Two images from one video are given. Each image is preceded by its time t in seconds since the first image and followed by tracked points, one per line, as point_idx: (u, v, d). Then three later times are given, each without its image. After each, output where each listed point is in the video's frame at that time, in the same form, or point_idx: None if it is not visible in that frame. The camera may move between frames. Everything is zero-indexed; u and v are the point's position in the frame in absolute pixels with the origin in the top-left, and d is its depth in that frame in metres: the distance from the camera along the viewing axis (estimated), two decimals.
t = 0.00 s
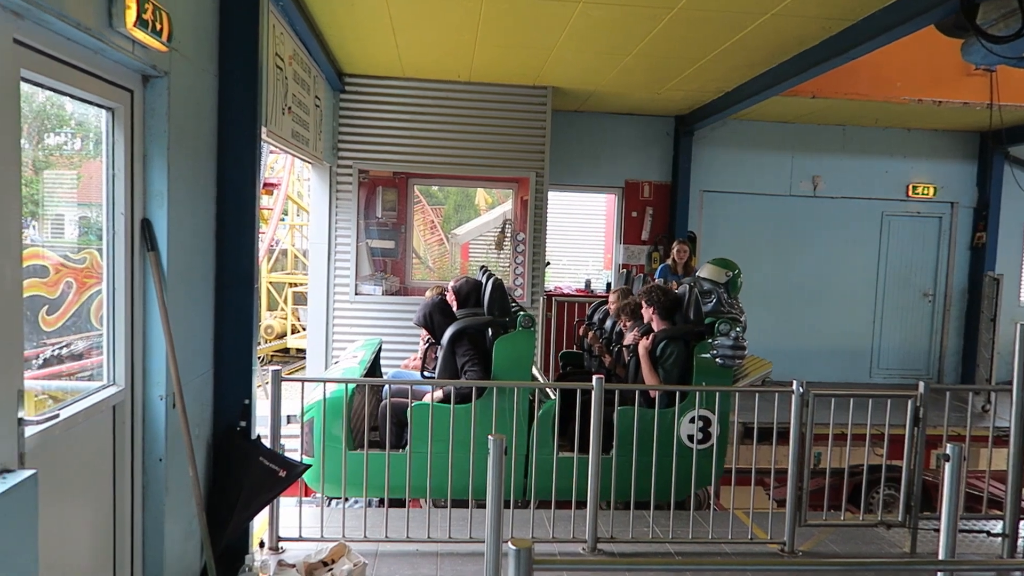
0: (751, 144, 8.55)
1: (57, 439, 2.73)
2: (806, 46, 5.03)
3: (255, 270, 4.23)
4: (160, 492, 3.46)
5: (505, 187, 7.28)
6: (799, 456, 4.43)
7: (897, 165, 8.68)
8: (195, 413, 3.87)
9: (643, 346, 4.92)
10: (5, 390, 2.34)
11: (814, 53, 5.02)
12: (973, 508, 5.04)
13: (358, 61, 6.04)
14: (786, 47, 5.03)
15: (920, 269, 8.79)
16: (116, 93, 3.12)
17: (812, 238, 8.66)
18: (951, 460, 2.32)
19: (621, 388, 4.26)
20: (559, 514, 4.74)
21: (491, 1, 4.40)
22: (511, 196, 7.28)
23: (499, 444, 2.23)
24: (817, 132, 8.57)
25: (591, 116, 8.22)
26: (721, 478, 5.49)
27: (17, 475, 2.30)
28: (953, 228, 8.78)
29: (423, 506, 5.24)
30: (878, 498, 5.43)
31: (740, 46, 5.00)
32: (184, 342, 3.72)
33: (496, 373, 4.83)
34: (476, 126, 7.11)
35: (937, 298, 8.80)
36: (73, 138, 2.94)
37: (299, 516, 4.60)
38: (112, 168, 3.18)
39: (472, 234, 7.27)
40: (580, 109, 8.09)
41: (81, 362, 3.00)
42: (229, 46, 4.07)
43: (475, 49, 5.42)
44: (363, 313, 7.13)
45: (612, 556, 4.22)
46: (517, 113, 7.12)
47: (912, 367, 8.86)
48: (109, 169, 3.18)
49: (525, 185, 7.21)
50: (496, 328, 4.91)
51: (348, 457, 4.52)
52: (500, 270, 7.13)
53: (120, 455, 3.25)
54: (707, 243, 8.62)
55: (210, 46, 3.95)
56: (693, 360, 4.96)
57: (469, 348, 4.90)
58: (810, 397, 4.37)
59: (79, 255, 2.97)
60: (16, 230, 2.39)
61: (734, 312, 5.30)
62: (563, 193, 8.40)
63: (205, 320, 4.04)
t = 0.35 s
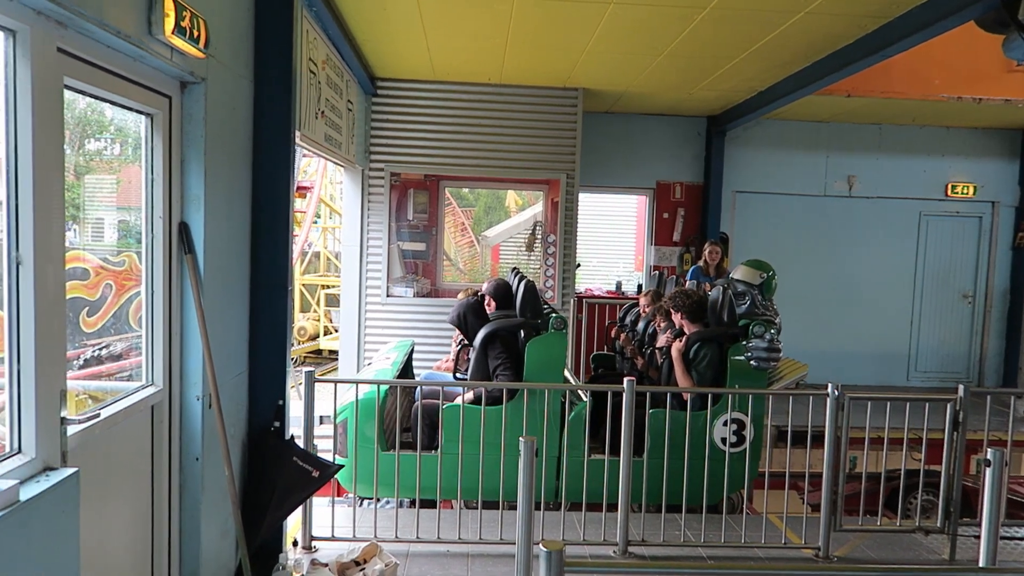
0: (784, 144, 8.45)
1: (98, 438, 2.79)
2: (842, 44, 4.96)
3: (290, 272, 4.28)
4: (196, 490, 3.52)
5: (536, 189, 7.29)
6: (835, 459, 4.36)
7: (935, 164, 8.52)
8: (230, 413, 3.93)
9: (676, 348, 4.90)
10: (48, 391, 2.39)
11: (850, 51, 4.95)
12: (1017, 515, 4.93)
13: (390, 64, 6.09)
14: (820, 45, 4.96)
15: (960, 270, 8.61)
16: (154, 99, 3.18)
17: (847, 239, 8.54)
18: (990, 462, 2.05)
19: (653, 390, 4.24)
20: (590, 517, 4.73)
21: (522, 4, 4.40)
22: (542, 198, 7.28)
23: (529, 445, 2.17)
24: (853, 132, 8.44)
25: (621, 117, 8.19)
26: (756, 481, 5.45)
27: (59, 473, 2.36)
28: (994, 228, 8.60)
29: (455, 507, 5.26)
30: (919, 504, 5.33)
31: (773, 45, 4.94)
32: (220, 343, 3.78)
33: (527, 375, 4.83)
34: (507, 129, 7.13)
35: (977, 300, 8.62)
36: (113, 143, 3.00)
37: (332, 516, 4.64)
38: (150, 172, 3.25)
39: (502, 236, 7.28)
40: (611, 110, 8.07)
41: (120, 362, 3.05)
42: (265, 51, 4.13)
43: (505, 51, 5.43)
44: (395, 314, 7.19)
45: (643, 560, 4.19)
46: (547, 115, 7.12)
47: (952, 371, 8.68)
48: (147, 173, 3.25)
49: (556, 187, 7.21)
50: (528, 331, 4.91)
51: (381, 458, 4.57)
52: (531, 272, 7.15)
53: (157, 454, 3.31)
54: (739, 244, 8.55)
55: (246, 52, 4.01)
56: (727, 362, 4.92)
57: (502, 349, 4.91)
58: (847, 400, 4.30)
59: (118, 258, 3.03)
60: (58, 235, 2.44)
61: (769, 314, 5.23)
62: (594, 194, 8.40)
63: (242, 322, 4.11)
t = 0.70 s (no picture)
0: (803, 145, 8.39)
1: (121, 439, 2.82)
2: (863, 44, 4.92)
3: (309, 273, 4.31)
4: (217, 490, 3.55)
5: (553, 190, 7.28)
6: (856, 463, 4.30)
7: (958, 165, 8.43)
8: (250, 414, 3.97)
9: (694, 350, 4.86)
10: (71, 392, 2.42)
11: (871, 51, 4.91)
12: None
13: (408, 67, 6.12)
14: (841, 45, 4.92)
15: (983, 272, 8.51)
16: (176, 103, 3.22)
17: (867, 240, 8.46)
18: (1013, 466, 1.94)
19: (671, 392, 4.21)
20: (607, 520, 4.73)
21: (541, 6, 4.40)
22: (560, 200, 7.27)
23: (548, 447, 2.20)
24: (873, 132, 8.37)
25: (639, 119, 8.17)
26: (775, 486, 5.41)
27: (82, 473, 2.38)
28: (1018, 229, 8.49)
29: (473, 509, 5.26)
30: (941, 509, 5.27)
31: (792, 45, 4.91)
32: (240, 344, 3.81)
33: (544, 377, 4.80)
34: (524, 131, 7.14)
35: (1001, 302, 8.51)
36: (135, 146, 3.03)
37: (351, 517, 4.66)
38: (173, 175, 3.28)
39: (520, 238, 7.29)
40: (629, 111, 8.05)
41: (142, 363, 3.08)
42: (285, 55, 4.16)
43: (522, 53, 5.43)
44: (413, 316, 7.22)
45: (661, 563, 4.17)
46: (566, 116, 7.12)
47: (975, 374, 8.56)
48: (170, 176, 3.28)
49: (574, 188, 7.21)
50: (545, 332, 4.89)
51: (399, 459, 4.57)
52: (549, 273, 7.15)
53: (179, 454, 3.35)
54: (758, 246, 8.49)
55: (266, 56, 4.04)
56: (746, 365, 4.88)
57: (520, 351, 4.90)
58: (867, 404, 4.24)
59: (140, 260, 3.07)
60: (82, 238, 2.46)
61: (789, 318, 5.19)
62: (611, 196, 8.38)
63: (261, 323, 4.14)
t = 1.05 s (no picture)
0: (821, 145, 8.33)
1: (140, 438, 2.85)
2: (882, 44, 4.87)
3: (326, 275, 4.33)
4: (234, 490, 3.57)
5: (569, 192, 7.27)
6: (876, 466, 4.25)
7: (979, 165, 8.33)
8: (267, 414, 3.99)
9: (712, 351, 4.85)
10: (92, 392, 2.44)
11: (890, 51, 4.86)
12: None
13: (424, 69, 6.14)
14: (860, 44, 4.88)
15: (1004, 273, 8.40)
16: (195, 105, 3.24)
17: (886, 241, 8.38)
18: None
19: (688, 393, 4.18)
20: (624, 522, 4.72)
21: (557, 7, 4.40)
22: (576, 201, 7.26)
23: (564, 450, 2.23)
24: (893, 132, 8.29)
25: (655, 119, 8.15)
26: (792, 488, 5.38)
27: (103, 472, 2.41)
28: None
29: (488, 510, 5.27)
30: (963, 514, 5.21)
31: (810, 44, 4.87)
32: (259, 344, 3.84)
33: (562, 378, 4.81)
34: (540, 132, 7.14)
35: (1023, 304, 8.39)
36: (154, 148, 3.05)
37: (367, 517, 4.67)
38: (192, 177, 3.31)
39: (536, 239, 7.29)
40: (645, 112, 8.03)
41: (161, 363, 3.11)
42: (302, 57, 4.18)
43: (537, 54, 5.43)
44: (430, 317, 7.24)
45: (678, 566, 4.15)
46: (582, 117, 7.11)
47: (997, 377, 8.45)
48: (188, 178, 3.31)
49: (590, 189, 7.20)
50: (562, 333, 4.89)
51: (415, 460, 4.57)
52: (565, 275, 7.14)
53: (197, 454, 3.37)
54: (776, 247, 8.44)
55: (284, 59, 4.07)
56: (763, 367, 4.85)
57: (537, 352, 4.92)
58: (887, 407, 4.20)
59: (159, 261, 3.09)
60: (103, 240, 2.49)
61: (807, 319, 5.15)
62: (627, 197, 8.37)
63: (279, 324, 4.17)
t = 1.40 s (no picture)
0: (836, 146, 8.28)
1: (155, 438, 2.86)
2: (898, 44, 4.84)
3: (339, 275, 4.34)
4: (248, 490, 3.59)
5: (582, 193, 7.27)
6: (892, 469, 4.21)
7: (996, 167, 8.26)
8: (282, 414, 4.01)
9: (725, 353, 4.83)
10: (109, 392, 2.46)
11: (906, 51, 4.83)
12: None
13: (438, 70, 6.15)
14: (876, 44, 4.84)
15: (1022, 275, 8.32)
16: (211, 107, 3.27)
17: (901, 243, 8.33)
18: None
19: (702, 396, 4.17)
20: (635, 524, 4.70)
21: (572, 8, 4.39)
22: (590, 202, 7.25)
23: (578, 451, 2.25)
24: (909, 133, 8.24)
25: (669, 121, 8.13)
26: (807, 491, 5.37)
27: (119, 470, 2.43)
28: None
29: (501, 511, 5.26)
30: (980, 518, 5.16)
31: (825, 44, 4.85)
32: (273, 344, 3.86)
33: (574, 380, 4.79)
34: (554, 133, 7.15)
35: None
36: (170, 150, 3.06)
37: (379, 518, 4.68)
38: (207, 178, 3.34)
39: (549, 241, 7.27)
40: (659, 113, 8.02)
41: (176, 363, 3.12)
42: (315, 59, 4.20)
43: (550, 55, 5.43)
44: (443, 318, 7.27)
45: (691, 569, 4.13)
46: (596, 118, 7.11)
47: (1014, 380, 8.37)
48: (204, 180, 3.33)
49: (603, 191, 7.19)
50: (574, 334, 4.88)
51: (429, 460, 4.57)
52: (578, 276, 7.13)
53: (212, 454, 3.39)
54: (790, 249, 8.40)
55: (299, 61, 4.09)
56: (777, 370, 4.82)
57: (549, 354, 4.91)
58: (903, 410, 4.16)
59: (174, 261, 3.11)
60: (120, 240, 2.51)
61: (822, 322, 5.12)
62: (641, 198, 8.34)
63: (293, 325, 4.18)
